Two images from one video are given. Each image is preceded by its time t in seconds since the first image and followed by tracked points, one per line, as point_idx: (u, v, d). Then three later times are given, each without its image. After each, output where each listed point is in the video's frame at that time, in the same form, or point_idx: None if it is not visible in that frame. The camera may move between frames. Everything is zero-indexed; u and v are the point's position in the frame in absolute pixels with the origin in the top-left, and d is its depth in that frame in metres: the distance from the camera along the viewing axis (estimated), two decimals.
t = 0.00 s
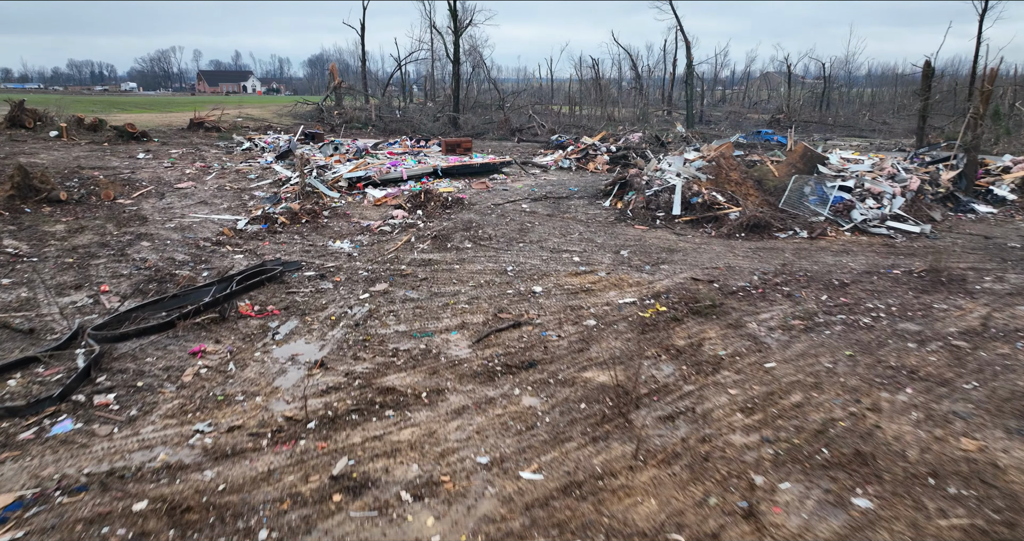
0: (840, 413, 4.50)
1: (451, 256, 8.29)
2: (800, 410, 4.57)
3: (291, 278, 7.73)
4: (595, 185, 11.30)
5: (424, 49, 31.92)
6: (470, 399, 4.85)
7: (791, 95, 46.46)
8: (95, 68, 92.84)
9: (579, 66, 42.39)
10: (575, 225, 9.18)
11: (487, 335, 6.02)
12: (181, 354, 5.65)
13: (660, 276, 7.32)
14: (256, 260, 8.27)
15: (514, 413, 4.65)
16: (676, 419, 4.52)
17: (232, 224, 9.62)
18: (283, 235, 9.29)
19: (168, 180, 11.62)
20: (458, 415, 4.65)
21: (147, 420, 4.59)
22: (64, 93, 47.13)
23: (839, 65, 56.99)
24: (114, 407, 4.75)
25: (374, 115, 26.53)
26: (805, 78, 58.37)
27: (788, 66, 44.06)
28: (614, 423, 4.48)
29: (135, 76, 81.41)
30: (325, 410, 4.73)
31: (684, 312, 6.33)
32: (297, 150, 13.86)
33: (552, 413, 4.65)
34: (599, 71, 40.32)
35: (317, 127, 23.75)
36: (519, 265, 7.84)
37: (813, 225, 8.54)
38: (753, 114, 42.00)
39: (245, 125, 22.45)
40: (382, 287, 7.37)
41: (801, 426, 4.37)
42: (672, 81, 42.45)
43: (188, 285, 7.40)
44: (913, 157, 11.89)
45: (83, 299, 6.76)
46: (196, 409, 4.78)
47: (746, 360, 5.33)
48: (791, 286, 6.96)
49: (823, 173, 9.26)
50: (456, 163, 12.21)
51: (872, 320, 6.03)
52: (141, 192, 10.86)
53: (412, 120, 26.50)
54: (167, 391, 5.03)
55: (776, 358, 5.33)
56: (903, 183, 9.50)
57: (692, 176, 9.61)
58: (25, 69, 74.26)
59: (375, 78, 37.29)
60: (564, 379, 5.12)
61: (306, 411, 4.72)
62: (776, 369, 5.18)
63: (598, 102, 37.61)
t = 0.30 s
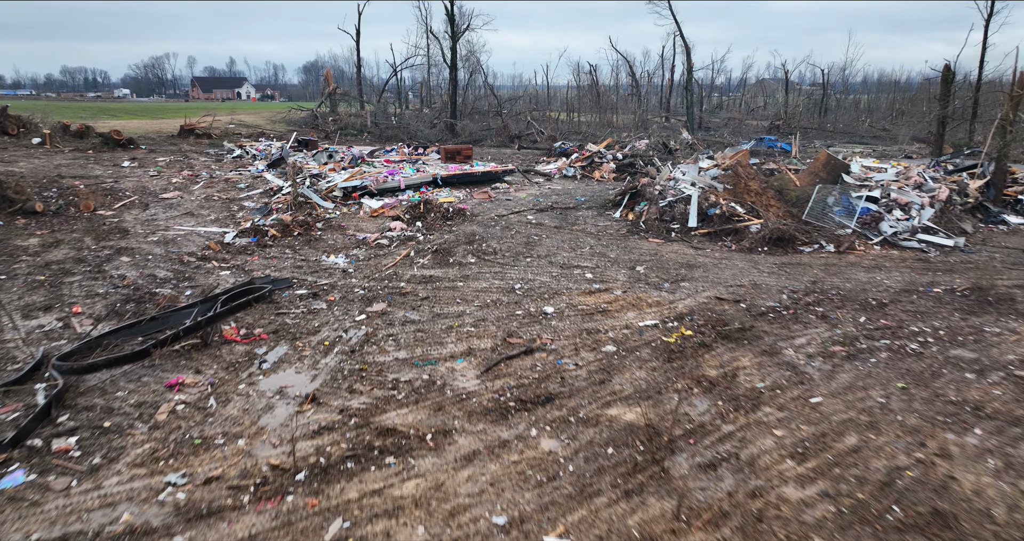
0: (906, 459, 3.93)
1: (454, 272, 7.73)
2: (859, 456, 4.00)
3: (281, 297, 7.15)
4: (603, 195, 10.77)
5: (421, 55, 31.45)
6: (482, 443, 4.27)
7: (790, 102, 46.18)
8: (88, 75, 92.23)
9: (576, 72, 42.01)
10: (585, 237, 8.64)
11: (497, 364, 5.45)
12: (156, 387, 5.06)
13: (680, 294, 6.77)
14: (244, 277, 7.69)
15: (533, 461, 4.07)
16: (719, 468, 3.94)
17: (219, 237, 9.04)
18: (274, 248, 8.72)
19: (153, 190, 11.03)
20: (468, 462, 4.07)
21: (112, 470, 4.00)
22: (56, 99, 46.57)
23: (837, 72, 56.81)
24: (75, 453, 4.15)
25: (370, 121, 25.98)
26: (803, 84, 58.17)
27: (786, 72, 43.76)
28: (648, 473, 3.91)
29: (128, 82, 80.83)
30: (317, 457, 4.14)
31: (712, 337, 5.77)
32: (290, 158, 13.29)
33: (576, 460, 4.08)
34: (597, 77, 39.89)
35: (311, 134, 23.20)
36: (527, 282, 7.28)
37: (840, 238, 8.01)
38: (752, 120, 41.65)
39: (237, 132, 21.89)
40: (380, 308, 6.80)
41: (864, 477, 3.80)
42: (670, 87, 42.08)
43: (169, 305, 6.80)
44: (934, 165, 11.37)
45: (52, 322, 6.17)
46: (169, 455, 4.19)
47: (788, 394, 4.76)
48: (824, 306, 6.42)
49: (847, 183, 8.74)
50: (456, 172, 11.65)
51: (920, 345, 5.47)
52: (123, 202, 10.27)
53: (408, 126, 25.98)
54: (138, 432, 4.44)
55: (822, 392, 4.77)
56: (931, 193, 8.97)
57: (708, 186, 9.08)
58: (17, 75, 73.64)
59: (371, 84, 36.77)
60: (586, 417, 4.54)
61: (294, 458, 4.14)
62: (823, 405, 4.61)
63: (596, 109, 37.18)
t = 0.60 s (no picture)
0: (986, 512, 3.40)
1: (453, 287, 7.18)
2: (931, 509, 3.45)
3: (267, 315, 6.57)
4: (608, 201, 10.24)
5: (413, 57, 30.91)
6: (493, 494, 3.70)
7: (785, 104, 45.90)
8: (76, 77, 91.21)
9: (571, 75, 41.56)
10: (593, 248, 8.10)
11: (506, 395, 4.89)
12: (121, 424, 4.48)
13: (701, 312, 6.24)
14: (226, 292, 7.11)
15: (554, 516, 3.51)
16: (770, 524, 3.39)
17: (201, 247, 8.45)
18: (260, 260, 8.14)
19: (133, 196, 10.42)
20: (478, 518, 3.50)
21: (61, 531, 3.41)
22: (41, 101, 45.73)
23: (831, 74, 56.65)
24: (19, 509, 3.57)
25: (362, 124, 25.39)
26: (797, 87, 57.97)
27: (782, 75, 43.47)
28: (688, 532, 3.36)
29: (116, 85, 79.91)
30: (302, 513, 3.57)
31: (742, 361, 5.23)
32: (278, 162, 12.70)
33: (604, 514, 3.52)
34: (592, 79, 39.41)
35: (301, 137, 22.60)
36: (533, 297, 6.73)
37: (866, 248, 7.50)
38: (748, 123, 41.28)
39: (225, 134, 21.26)
40: (374, 327, 6.24)
41: (941, 536, 3.25)
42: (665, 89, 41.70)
43: (142, 325, 6.19)
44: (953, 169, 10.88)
45: (10, 345, 5.56)
46: (130, 510, 3.60)
47: (837, 431, 4.22)
48: (859, 325, 5.89)
49: (870, 190, 8.24)
50: (453, 177, 11.10)
51: (973, 371, 4.94)
52: (100, 209, 9.65)
53: (401, 129, 25.41)
54: (96, 481, 3.85)
55: (874, 427, 4.24)
56: (957, 199, 8.43)
57: (722, 193, 8.56)
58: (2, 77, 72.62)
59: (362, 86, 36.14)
60: (611, 460, 3.99)
61: (276, 515, 3.56)
62: (877, 443, 4.07)
63: (592, 111, 36.73)
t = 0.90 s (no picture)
0: None
1: (452, 301, 6.63)
2: None
3: (249, 333, 6.00)
4: (612, 206, 9.73)
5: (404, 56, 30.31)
6: None
7: (779, 105, 45.64)
8: (61, 77, 90.00)
9: (564, 74, 41.07)
10: (600, 256, 7.58)
11: (516, 429, 4.35)
12: (77, 468, 3.90)
13: (724, 329, 5.72)
14: (205, 308, 6.53)
15: None
16: None
17: (179, 257, 7.86)
18: (243, 271, 7.57)
19: (108, 201, 9.80)
20: None
21: None
22: (23, 101, 44.80)
23: (824, 75, 56.53)
24: None
25: (352, 125, 24.78)
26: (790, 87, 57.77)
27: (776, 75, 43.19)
28: None
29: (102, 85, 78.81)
30: None
31: (777, 387, 4.71)
32: (265, 165, 12.10)
33: None
34: (586, 79, 38.94)
35: (290, 137, 21.97)
36: (540, 313, 6.19)
37: (893, 256, 7.00)
38: (743, 123, 40.92)
39: (210, 135, 20.60)
40: (367, 348, 5.68)
41: None
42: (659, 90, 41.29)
43: (110, 346, 5.59)
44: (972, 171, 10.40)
45: None
46: None
47: (897, 473, 3.69)
48: (899, 343, 5.38)
49: (894, 195, 7.75)
50: (448, 180, 10.54)
51: None
52: (71, 215, 9.03)
53: (392, 130, 24.84)
54: None
55: (938, 468, 3.72)
56: (986, 204, 7.81)
57: (737, 197, 8.05)
58: None
59: (352, 86, 35.48)
60: (643, 512, 3.45)
61: None
62: (947, 489, 3.54)
63: (585, 111, 36.26)
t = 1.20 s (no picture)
0: None
1: (453, 316, 6.10)
2: None
3: (230, 353, 5.44)
4: (619, 210, 9.23)
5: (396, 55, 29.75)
6: None
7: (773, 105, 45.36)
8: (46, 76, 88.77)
9: (557, 74, 40.59)
10: (611, 266, 7.07)
11: (533, 470, 3.82)
12: (24, 524, 3.35)
13: (754, 349, 5.22)
14: (183, 325, 5.97)
15: None
16: None
17: (157, 267, 7.30)
18: (226, 282, 7.01)
19: (83, 206, 9.20)
20: None
21: None
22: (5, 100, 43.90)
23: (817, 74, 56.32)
24: None
25: (342, 125, 24.20)
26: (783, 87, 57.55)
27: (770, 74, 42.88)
28: None
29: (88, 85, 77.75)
30: None
31: (823, 418, 4.20)
32: (251, 167, 11.52)
33: None
34: (579, 79, 38.48)
35: (278, 138, 21.36)
36: (550, 329, 5.67)
37: (927, 265, 6.51)
38: (737, 122, 40.55)
39: (195, 135, 19.98)
40: (361, 371, 5.14)
41: None
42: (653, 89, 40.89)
43: (75, 370, 5.03)
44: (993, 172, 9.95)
45: None
46: None
47: (978, 526, 3.18)
48: (948, 363, 4.88)
49: (923, 200, 7.26)
50: (445, 182, 10.00)
51: None
52: (41, 221, 8.43)
53: (384, 130, 24.27)
54: None
55: None
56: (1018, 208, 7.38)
57: (755, 201, 7.56)
58: None
59: (343, 85, 34.88)
60: None
61: None
62: None
63: (579, 111, 35.79)
